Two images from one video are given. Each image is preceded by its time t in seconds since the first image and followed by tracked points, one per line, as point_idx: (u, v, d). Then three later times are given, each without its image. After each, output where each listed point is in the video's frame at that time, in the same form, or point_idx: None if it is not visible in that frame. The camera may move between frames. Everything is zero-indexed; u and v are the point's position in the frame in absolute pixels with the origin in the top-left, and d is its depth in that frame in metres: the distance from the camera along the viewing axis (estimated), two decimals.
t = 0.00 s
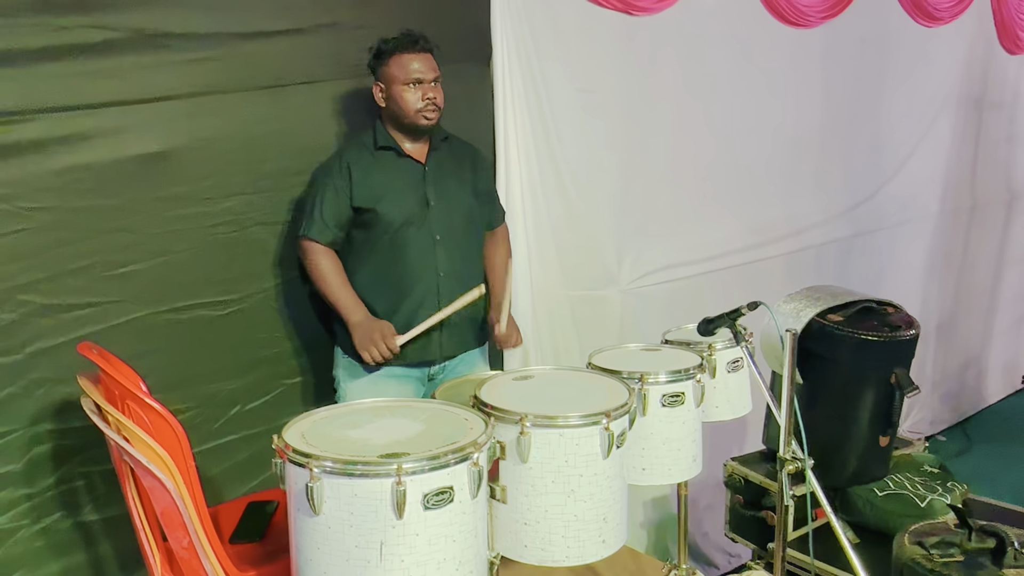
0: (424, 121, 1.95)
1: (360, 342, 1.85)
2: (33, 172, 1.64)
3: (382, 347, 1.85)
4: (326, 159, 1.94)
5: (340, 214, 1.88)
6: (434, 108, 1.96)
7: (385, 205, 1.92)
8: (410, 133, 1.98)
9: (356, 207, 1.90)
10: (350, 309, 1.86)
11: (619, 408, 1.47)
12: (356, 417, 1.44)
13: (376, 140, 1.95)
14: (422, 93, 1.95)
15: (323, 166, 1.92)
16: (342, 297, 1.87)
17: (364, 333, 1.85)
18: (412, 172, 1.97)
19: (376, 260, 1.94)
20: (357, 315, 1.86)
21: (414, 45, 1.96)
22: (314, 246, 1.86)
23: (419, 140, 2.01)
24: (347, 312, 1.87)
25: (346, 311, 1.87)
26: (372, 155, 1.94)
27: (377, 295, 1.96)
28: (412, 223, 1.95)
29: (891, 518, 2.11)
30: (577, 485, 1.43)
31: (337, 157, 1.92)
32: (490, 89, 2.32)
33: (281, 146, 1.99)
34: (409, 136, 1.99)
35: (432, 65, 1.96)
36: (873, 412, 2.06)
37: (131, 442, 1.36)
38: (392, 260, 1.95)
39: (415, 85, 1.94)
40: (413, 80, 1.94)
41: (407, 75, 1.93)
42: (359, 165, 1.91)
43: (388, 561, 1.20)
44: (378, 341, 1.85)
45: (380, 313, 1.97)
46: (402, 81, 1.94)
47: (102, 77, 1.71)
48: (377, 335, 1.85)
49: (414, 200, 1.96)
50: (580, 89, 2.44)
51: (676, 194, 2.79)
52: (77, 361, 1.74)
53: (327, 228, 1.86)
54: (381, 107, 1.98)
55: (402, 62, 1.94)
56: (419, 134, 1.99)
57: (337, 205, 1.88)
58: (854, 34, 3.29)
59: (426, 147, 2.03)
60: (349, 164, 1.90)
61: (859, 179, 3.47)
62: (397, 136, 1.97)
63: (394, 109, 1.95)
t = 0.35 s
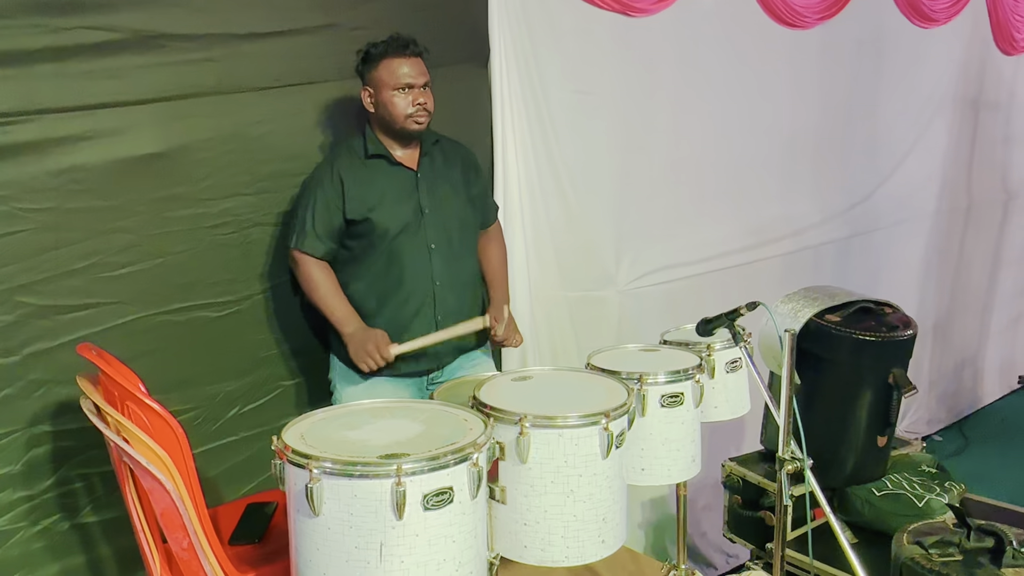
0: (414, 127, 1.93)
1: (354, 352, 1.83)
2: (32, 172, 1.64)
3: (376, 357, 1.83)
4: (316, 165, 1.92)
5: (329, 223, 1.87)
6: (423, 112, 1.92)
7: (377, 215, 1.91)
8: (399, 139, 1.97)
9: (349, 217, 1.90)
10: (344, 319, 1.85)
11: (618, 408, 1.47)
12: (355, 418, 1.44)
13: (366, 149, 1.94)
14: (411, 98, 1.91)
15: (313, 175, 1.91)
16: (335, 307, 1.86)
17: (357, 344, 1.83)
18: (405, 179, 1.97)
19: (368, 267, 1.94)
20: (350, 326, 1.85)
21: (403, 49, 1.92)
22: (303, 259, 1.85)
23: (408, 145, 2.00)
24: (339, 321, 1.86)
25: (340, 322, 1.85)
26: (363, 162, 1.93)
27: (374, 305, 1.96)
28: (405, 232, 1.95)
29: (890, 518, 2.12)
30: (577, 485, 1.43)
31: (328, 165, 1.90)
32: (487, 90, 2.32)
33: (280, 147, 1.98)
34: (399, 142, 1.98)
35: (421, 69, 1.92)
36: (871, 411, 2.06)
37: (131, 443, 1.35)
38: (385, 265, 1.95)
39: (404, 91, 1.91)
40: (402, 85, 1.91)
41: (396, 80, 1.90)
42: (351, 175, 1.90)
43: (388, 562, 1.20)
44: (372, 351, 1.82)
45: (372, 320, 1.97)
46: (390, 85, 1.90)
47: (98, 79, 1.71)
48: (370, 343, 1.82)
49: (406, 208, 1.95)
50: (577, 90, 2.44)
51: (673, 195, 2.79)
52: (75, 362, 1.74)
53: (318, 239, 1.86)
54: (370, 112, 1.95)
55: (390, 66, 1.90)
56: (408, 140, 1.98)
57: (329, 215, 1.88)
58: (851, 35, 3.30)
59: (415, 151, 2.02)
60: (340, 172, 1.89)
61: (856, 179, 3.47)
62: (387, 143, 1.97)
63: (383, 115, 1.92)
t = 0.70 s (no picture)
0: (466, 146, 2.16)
1: (377, 356, 2.11)
2: (24, 180, 1.64)
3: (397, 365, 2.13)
4: (351, 166, 2.07)
5: (361, 227, 2.02)
6: (478, 136, 2.18)
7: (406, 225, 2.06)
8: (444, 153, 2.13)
9: (382, 222, 2.04)
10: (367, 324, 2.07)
11: (613, 414, 1.47)
12: (350, 425, 1.44)
13: (409, 159, 2.10)
14: (470, 119, 2.15)
15: (350, 176, 2.05)
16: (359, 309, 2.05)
17: (383, 351, 2.12)
18: (438, 194, 2.12)
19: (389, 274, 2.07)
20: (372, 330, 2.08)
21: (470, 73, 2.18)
22: (333, 255, 2.00)
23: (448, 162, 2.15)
24: (358, 317, 2.06)
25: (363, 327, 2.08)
26: (402, 174, 2.09)
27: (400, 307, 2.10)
28: (428, 245, 2.11)
29: (881, 522, 2.11)
30: (571, 491, 1.43)
31: (366, 172, 2.06)
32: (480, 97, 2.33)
33: (273, 154, 1.98)
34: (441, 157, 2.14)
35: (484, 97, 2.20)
36: (862, 416, 2.07)
37: (124, 451, 1.35)
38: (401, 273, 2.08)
39: (466, 112, 2.15)
40: (464, 107, 2.16)
41: (460, 103, 2.15)
42: (388, 183, 2.07)
43: (383, 569, 1.20)
44: (394, 359, 2.13)
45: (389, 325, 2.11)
46: (454, 105, 2.15)
47: (92, 86, 1.70)
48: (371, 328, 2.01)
49: (431, 224, 2.11)
50: (569, 97, 2.45)
51: (665, 201, 2.81)
52: (67, 370, 1.73)
53: (349, 241, 2.01)
54: (424, 122, 2.12)
55: (457, 88, 2.16)
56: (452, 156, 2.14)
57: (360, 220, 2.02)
58: (841, 43, 3.33)
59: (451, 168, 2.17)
60: (378, 178, 2.05)
61: (846, 186, 3.50)
62: (430, 154, 2.12)
63: (440, 128, 2.12)
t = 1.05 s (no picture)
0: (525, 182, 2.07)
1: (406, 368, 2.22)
2: (6, 187, 1.62)
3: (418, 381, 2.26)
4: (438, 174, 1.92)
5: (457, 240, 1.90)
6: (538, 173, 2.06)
7: (484, 240, 2.00)
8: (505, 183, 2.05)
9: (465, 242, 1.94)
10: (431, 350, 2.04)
11: (600, 422, 1.48)
12: (338, 434, 1.43)
13: (481, 180, 1.98)
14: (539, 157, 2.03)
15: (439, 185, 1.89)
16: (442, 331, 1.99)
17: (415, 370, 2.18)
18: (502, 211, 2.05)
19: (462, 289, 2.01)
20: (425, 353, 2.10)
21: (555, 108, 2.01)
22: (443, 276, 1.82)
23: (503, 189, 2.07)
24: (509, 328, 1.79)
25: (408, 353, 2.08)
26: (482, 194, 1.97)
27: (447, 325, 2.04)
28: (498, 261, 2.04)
29: (865, 528, 2.14)
30: (559, 499, 1.43)
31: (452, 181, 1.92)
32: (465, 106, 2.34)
33: (257, 162, 1.98)
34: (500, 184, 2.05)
35: (558, 135, 2.03)
36: (845, 423, 2.09)
37: (107, 461, 1.33)
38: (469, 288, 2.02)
39: (538, 148, 2.01)
40: (539, 141, 2.01)
41: (536, 135, 2.00)
42: (477, 198, 1.96)
43: None
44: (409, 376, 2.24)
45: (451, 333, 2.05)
46: (530, 137, 1.99)
47: (75, 94, 1.69)
48: (540, 336, 1.77)
49: (504, 238, 2.05)
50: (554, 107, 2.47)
51: (650, 210, 2.83)
52: (49, 380, 1.71)
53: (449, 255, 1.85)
54: (496, 146, 2.01)
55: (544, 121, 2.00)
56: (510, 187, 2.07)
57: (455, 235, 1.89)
58: (822, 53, 3.37)
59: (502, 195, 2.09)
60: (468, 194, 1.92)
61: (828, 195, 3.53)
62: (495, 179, 2.02)
63: (511, 159, 2.00)
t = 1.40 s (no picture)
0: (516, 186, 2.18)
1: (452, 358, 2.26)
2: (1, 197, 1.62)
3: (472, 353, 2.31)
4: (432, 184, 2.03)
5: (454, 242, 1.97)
6: (528, 179, 2.20)
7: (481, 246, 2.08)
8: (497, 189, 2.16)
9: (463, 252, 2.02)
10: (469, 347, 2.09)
11: (597, 432, 1.48)
12: (334, 444, 1.43)
13: (476, 188, 2.10)
14: (527, 160, 2.17)
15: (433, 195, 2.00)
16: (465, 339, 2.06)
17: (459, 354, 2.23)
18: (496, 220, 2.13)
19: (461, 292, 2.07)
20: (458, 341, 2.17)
21: (535, 116, 2.22)
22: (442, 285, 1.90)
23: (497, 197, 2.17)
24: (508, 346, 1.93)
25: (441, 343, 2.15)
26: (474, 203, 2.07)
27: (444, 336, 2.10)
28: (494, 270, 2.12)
29: (861, 539, 2.09)
30: (555, 510, 1.43)
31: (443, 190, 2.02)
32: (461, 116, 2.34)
33: (253, 173, 1.98)
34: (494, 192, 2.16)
35: (540, 139, 2.20)
36: (841, 433, 2.09)
37: (103, 472, 1.33)
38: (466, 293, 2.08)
39: (523, 152, 2.17)
40: (524, 144, 2.17)
41: (519, 139, 2.17)
42: (471, 206, 2.06)
43: None
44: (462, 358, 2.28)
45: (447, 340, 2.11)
46: (515, 142, 2.16)
47: (70, 104, 1.69)
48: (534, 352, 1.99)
49: (499, 248, 2.13)
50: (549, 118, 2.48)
51: (646, 220, 2.84)
52: (43, 391, 1.70)
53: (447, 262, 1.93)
54: (485, 154, 2.16)
55: (523, 125, 2.19)
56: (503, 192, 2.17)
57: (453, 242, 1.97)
58: (816, 64, 3.39)
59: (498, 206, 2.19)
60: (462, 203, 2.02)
61: (822, 205, 3.55)
62: (487, 185, 2.14)
63: (499, 162, 2.14)
